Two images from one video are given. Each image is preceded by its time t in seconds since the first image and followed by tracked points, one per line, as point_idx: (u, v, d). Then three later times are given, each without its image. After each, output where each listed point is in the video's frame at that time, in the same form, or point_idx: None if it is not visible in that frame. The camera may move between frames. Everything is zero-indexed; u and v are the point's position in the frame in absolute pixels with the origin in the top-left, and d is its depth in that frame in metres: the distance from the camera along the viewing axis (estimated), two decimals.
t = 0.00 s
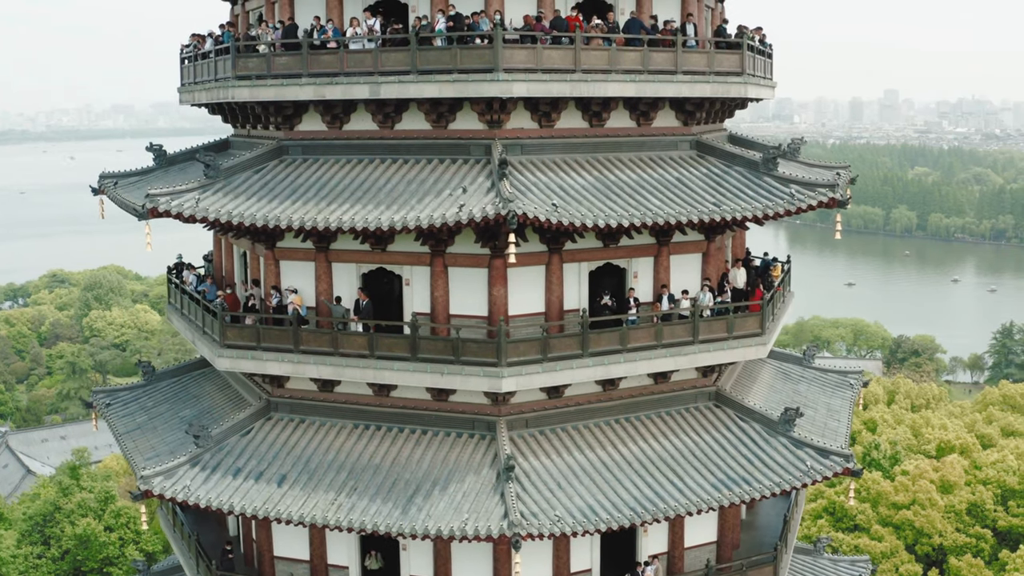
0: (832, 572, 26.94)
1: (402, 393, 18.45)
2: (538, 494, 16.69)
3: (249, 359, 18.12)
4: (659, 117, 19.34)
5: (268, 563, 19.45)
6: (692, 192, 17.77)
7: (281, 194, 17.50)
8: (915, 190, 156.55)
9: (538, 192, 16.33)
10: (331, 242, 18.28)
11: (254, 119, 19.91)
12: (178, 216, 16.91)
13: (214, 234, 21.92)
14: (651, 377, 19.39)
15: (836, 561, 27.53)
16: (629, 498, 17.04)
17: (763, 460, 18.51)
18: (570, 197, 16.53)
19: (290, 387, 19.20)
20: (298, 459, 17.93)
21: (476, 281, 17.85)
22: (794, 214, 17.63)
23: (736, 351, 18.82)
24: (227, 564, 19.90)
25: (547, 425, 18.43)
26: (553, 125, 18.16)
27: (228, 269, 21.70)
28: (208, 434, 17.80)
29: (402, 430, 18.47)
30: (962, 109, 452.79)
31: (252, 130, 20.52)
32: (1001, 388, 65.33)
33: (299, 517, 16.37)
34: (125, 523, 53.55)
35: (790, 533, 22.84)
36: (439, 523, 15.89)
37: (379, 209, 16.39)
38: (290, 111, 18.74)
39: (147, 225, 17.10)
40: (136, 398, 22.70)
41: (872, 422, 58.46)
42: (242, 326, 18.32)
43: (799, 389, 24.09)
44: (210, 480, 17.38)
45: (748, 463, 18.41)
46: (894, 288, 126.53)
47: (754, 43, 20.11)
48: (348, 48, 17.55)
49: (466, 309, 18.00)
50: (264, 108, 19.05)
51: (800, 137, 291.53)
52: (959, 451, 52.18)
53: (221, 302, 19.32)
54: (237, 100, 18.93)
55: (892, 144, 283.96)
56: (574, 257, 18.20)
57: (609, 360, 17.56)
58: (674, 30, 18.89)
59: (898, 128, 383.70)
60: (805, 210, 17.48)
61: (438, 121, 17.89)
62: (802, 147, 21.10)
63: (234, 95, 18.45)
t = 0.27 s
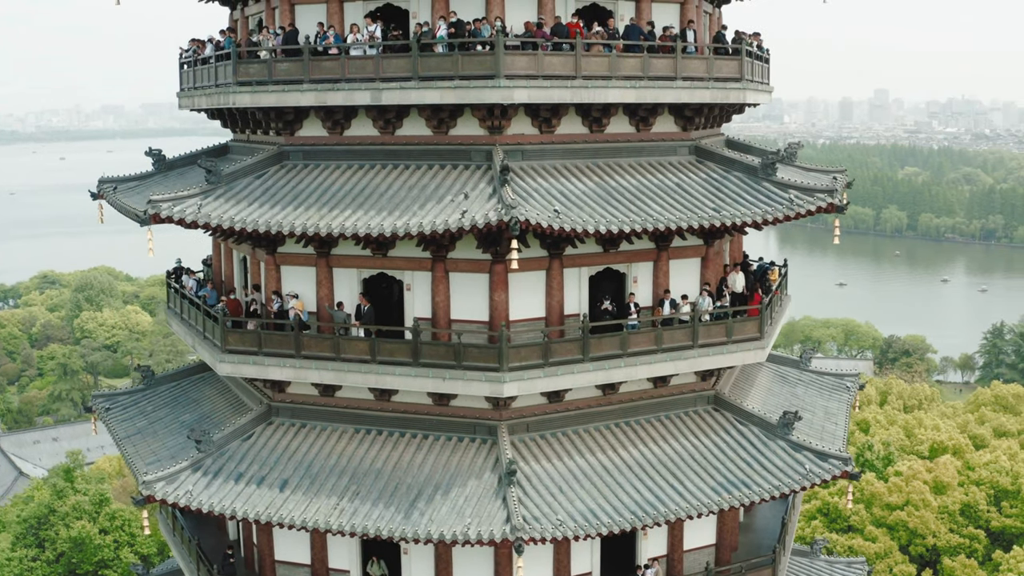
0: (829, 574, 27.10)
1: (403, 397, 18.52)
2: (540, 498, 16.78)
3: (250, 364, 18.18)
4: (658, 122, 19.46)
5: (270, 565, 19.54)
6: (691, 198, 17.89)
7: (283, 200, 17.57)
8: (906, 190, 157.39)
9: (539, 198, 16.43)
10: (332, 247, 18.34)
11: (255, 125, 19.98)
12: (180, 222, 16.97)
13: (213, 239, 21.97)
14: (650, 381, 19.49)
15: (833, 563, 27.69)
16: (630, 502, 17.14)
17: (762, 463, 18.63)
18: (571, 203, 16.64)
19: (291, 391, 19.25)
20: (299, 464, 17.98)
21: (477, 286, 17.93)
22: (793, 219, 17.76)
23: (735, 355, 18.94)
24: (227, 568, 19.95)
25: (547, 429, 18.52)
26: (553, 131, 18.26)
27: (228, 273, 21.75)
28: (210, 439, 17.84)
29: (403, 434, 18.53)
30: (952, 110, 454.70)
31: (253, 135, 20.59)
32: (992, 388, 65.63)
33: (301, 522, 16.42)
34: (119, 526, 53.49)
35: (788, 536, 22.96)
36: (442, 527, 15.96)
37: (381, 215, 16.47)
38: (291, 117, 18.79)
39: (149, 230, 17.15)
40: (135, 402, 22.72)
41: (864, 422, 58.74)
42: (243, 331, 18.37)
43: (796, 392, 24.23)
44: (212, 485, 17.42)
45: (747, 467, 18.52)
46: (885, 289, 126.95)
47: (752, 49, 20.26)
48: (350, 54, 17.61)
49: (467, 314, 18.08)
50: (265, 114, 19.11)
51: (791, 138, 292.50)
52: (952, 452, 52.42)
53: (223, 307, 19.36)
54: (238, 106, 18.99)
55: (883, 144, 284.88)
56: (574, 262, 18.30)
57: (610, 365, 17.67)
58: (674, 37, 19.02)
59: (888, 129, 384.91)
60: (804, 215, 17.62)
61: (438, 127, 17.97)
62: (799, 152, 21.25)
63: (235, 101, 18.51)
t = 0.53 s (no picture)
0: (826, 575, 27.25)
1: (404, 402, 18.59)
2: (542, 502, 16.87)
3: (252, 369, 18.24)
4: (657, 128, 19.58)
5: (271, 568, 19.60)
6: (691, 203, 18.01)
7: (285, 205, 17.62)
8: (896, 190, 158.22)
9: (541, 204, 16.53)
10: (333, 252, 18.41)
11: (255, 130, 20.05)
12: (182, 227, 17.02)
13: (213, 243, 22.01)
14: (650, 385, 19.60)
15: (829, 564, 27.86)
16: (631, 505, 17.24)
17: (762, 466, 18.75)
18: (572, 209, 16.74)
19: (292, 396, 19.30)
20: (301, 468, 18.04)
21: (478, 291, 18.01)
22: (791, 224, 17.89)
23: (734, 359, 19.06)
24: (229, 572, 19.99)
25: (548, 433, 18.62)
26: (554, 137, 18.36)
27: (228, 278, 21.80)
28: (212, 443, 17.88)
29: (405, 438, 18.60)
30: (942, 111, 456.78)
31: (253, 140, 20.65)
32: (984, 389, 66.02)
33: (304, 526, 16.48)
34: (114, 529, 53.39)
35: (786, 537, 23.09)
36: (444, 531, 16.04)
37: (383, 221, 16.55)
38: (291, 122, 18.85)
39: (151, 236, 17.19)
40: (135, 406, 22.73)
41: (857, 423, 59.01)
42: (245, 336, 18.43)
43: (793, 395, 24.37)
44: (215, 490, 17.47)
45: (746, 470, 18.64)
46: (875, 289, 127.60)
47: (750, 54, 20.41)
48: (351, 60, 17.69)
49: (469, 319, 18.16)
50: (266, 119, 19.17)
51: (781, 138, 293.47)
52: (945, 452, 52.73)
53: (224, 312, 19.41)
54: (240, 111, 19.06)
55: (873, 144, 286.09)
56: (575, 267, 18.40)
57: (610, 369, 17.77)
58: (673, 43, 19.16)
59: (879, 129, 386.53)
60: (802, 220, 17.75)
61: (439, 133, 18.04)
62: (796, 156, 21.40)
63: (236, 107, 18.58)
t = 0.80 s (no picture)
0: None
1: (406, 406, 18.66)
2: (543, 506, 16.97)
3: (254, 373, 18.30)
4: (656, 133, 19.69)
5: (273, 571, 19.65)
6: (691, 208, 18.13)
7: (287, 211, 17.68)
8: (885, 190, 159.10)
9: (543, 210, 16.64)
10: (335, 257, 18.48)
11: (256, 134, 20.10)
12: (184, 232, 17.09)
13: (213, 248, 22.05)
14: (649, 389, 19.70)
15: (826, 566, 28.00)
16: (632, 508, 17.36)
17: (761, 469, 18.87)
18: (573, 215, 16.85)
19: (293, 400, 19.35)
20: (303, 472, 18.10)
21: (480, 296, 18.09)
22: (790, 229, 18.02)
23: (733, 362, 19.18)
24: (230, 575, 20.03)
25: (549, 437, 18.71)
26: (554, 142, 18.46)
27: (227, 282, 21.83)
28: (214, 448, 17.93)
29: (406, 443, 18.66)
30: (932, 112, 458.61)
31: (254, 145, 20.71)
32: (976, 390, 66.26)
33: (307, 530, 16.56)
34: (109, 531, 53.29)
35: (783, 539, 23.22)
36: (447, 535, 16.14)
37: (385, 227, 16.62)
38: (292, 127, 18.90)
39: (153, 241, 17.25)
40: (134, 410, 22.75)
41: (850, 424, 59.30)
42: (247, 340, 18.48)
43: (791, 397, 24.52)
44: (217, 494, 17.52)
45: (746, 472, 18.76)
46: (866, 289, 128.11)
47: (749, 60, 20.55)
48: (353, 66, 17.75)
49: (470, 323, 18.23)
50: (267, 124, 19.23)
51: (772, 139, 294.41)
52: (938, 452, 53.00)
53: (225, 317, 19.46)
54: (241, 116, 19.11)
55: (857, 140, 286.90)
56: (575, 272, 18.49)
57: (611, 373, 17.88)
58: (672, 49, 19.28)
59: (869, 129, 387.95)
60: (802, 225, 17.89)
61: (440, 138, 18.12)
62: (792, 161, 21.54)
63: (238, 112, 18.65)
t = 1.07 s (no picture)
0: None
1: (407, 410, 18.74)
2: (545, 510, 17.07)
3: (256, 378, 18.35)
4: (656, 138, 19.80)
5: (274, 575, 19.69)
6: (691, 213, 18.25)
7: (289, 216, 17.74)
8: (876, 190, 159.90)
9: (545, 215, 16.74)
10: (336, 262, 18.54)
11: (257, 139, 20.15)
12: (187, 238, 17.15)
13: (214, 252, 22.10)
14: (649, 392, 19.81)
15: (823, 567, 28.14)
16: (633, 512, 17.46)
17: (760, 472, 18.99)
18: (575, 220, 16.95)
19: (294, 405, 19.40)
20: (305, 477, 18.16)
21: (482, 300, 18.17)
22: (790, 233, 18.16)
23: (733, 366, 19.30)
24: None
25: (550, 441, 18.80)
26: (555, 147, 18.55)
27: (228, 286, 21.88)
28: (216, 452, 17.97)
29: (407, 446, 18.74)
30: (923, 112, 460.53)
31: (255, 150, 20.76)
32: (969, 390, 66.64)
33: (310, 535, 16.62)
34: (104, 533, 53.16)
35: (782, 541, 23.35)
36: (450, 539, 16.22)
37: (388, 232, 16.71)
38: (293, 133, 18.95)
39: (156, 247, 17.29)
40: (135, 414, 22.77)
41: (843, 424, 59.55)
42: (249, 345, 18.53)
43: (788, 400, 24.66)
44: (219, 499, 17.57)
45: (746, 475, 18.88)
46: (858, 289, 128.66)
47: (748, 64, 20.67)
48: (355, 72, 17.83)
49: (471, 327, 18.31)
50: (268, 130, 19.28)
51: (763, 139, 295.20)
52: (931, 453, 53.26)
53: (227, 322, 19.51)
54: (243, 122, 19.17)
55: (848, 141, 287.94)
56: (576, 277, 18.59)
57: (612, 377, 17.99)
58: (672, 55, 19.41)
59: (860, 130, 389.49)
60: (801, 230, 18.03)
61: (442, 143, 18.20)
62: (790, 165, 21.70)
63: (240, 117, 18.69)
